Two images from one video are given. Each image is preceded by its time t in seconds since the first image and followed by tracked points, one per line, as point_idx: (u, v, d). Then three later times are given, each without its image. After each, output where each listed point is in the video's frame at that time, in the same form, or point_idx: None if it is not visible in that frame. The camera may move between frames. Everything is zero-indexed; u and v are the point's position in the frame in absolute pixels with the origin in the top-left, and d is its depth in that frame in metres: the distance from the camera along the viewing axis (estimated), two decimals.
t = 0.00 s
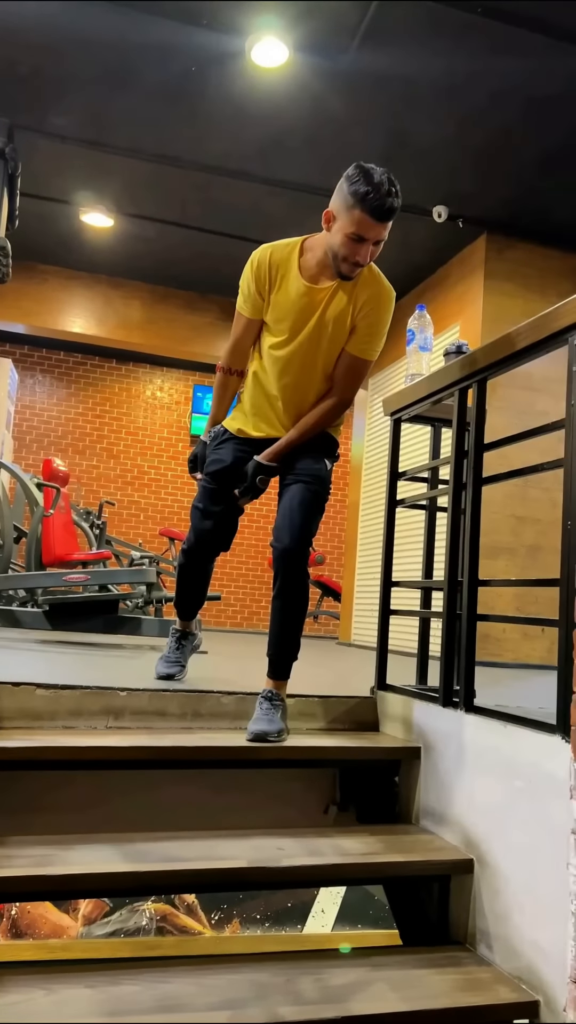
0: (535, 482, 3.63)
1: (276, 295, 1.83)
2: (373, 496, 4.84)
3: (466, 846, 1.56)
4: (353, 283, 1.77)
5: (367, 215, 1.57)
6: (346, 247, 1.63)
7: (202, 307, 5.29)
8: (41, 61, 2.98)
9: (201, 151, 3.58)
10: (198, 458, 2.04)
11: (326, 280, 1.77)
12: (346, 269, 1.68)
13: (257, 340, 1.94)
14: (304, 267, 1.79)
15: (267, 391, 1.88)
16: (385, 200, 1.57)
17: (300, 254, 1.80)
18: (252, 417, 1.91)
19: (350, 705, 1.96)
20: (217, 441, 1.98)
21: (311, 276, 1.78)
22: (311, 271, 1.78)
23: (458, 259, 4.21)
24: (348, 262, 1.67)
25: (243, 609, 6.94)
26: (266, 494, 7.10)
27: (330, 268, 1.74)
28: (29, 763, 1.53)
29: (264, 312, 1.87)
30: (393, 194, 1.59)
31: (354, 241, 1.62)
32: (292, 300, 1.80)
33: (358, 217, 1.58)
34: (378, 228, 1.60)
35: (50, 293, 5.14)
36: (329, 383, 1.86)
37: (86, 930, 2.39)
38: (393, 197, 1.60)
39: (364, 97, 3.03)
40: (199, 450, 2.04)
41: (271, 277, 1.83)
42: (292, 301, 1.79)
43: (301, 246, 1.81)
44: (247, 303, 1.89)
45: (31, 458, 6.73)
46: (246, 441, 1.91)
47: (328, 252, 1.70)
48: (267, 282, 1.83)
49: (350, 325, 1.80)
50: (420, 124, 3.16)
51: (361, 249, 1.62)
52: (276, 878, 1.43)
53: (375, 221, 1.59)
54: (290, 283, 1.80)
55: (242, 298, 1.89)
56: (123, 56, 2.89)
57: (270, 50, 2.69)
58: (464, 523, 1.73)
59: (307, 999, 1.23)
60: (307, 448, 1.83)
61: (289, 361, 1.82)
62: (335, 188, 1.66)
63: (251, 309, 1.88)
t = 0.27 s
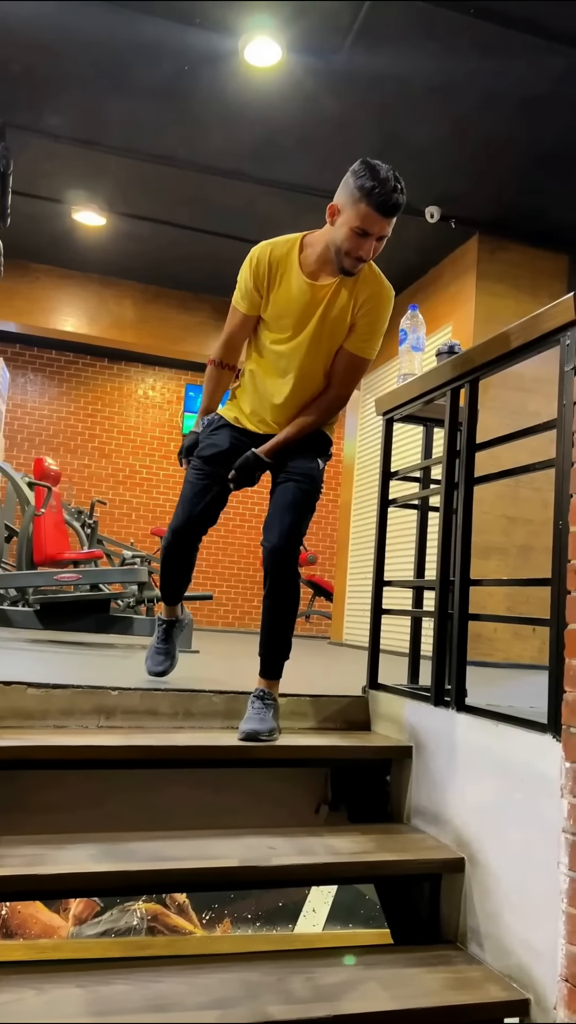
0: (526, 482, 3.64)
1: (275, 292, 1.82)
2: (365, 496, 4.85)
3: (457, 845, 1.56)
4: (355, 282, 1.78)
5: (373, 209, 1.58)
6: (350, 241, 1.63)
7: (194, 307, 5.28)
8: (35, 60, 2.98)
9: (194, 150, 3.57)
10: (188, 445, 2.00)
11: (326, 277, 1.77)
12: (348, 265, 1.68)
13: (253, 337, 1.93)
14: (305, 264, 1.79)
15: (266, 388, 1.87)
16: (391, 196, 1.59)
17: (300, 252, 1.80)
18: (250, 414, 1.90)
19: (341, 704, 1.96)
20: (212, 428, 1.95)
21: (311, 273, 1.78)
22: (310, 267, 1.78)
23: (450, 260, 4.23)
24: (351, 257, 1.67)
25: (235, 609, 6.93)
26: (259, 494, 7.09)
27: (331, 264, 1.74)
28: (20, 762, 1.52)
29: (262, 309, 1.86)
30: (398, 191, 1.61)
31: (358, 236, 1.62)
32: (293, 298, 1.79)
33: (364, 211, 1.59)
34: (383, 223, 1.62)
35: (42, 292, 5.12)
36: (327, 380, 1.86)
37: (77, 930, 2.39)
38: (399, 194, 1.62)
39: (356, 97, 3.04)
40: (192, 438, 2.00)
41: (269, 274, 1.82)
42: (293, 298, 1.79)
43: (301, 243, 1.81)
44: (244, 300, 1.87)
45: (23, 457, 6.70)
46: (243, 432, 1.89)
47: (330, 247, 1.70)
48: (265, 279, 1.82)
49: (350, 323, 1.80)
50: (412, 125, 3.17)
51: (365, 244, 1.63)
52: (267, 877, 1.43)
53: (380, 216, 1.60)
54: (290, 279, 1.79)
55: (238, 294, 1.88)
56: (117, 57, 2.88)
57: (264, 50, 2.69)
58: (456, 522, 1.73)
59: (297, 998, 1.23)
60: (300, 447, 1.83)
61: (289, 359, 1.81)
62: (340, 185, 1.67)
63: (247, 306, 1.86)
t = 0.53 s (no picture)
0: (518, 482, 3.65)
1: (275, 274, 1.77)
2: (358, 495, 4.85)
3: (450, 844, 1.56)
4: (359, 267, 1.75)
5: (386, 182, 1.60)
6: (361, 215, 1.63)
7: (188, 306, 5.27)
8: (27, 59, 2.98)
9: (187, 148, 3.57)
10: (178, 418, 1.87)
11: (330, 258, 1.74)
12: (356, 240, 1.67)
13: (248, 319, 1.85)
14: (307, 244, 1.74)
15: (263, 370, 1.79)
16: (402, 170, 1.61)
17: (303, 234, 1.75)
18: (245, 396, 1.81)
19: (334, 704, 1.96)
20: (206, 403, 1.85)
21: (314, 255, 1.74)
22: (315, 249, 1.74)
23: (443, 260, 4.23)
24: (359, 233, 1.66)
25: (227, 609, 6.92)
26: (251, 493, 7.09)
27: (337, 243, 1.72)
28: (11, 760, 1.51)
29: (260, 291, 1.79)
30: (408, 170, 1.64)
31: (369, 209, 1.62)
32: (296, 279, 1.74)
33: (377, 183, 1.60)
34: (394, 198, 1.63)
35: (34, 290, 5.10)
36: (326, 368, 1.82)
37: (69, 929, 2.38)
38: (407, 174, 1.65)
39: (350, 96, 3.04)
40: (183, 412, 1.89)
41: (271, 254, 1.75)
42: (297, 280, 1.74)
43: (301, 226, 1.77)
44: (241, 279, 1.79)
45: (14, 455, 6.68)
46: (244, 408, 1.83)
47: (337, 224, 1.69)
48: (267, 259, 1.76)
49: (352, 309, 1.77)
50: (406, 124, 3.17)
51: (375, 217, 1.63)
52: (260, 875, 1.42)
53: (391, 189, 1.62)
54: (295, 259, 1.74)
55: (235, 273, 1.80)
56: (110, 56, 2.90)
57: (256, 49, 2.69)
58: (449, 521, 1.73)
59: (290, 996, 1.23)
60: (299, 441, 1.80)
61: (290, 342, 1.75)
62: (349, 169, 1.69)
63: (244, 286, 1.79)
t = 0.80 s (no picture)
0: (512, 481, 3.65)
1: (276, 263, 1.72)
2: (353, 494, 4.85)
3: (445, 843, 1.55)
4: (358, 261, 1.75)
5: (394, 176, 1.60)
6: (367, 207, 1.61)
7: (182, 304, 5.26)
8: (19, 54, 2.96)
9: (181, 145, 3.56)
10: (176, 405, 1.73)
11: (331, 253, 1.72)
12: (360, 234, 1.66)
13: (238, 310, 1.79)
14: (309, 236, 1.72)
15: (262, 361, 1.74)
16: (408, 167, 1.62)
17: (304, 226, 1.72)
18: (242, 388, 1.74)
19: (329, 702, 1.96)
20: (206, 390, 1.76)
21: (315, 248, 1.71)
22: (317, 241, 1.72)
23: (437, 259, 4.24)
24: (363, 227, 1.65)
25: (221, 608, 6.91)
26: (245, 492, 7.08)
27: (340, 238, 1.71)
28: (4, 759, 1.51)
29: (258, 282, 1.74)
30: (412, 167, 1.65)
31: (376, 202, 1.61)
32: (299, 270, 1.71)
33: (385, 177, 1.60)
34: (399, 194, 1.63)
35: (28, 288, 5.08)
36: (320, 362, 1.82)
37: (62, 928, 2.37)
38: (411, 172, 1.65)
39: (345, 95, 3.04)
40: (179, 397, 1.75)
41: (273, 244, 1.71)
42: (301, 270, 1.70)
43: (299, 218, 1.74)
44: (238, 264, 1.71)
45: (7, 454, 6.66)
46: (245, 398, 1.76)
47: (341, 218, 1.67)
48: (268, 248, 1.71)
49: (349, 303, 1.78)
50: (400, 122, 3.17)
51: (381, 212, 1.62)
52: (255, 873, 1.42)
53: (397, 185, 1.62)
54: (299, 251, 1.71)
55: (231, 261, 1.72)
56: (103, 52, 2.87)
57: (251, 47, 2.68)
58: (444, 519, 1.73)
59: (285, 995, 1.23)
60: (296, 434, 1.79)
61: (294, 333, 1.72)
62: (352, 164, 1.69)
63: (241, 272, 1.71)
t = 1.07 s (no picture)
0: (507, 481, 3.66)
1: (270, 281, 1.64)
2: (347, 494, 4.85)
3: (441, 843, 1.55)
4: (345, 283, 1.73)
5: (390, 199, 1.54)
6: (362, 230, 1.55)
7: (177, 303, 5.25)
8: (13, 53, 2.95)
9: (176, 143, 3.55)
10: (167, 437, 1.57)
11: (320, 273, 1.65)
12: (353, 258, 1.60)
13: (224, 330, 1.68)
14: (301, 254, 1.64)
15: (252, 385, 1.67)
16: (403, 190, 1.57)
17: (292, 243, 1.64)
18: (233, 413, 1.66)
19: (324, 702, 1.96)
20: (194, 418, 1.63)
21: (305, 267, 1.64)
22: (306, 260, 1.64)
23: (432, 259, 4.24)
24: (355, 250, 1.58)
25: (215, 608, 6.91)
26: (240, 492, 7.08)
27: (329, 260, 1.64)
28: None
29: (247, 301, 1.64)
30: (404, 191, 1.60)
31: (371, 225, 1.56)
32: (294, 290, 1.64)
33: (381, 200, 1.54)
34: (393, 218, 1.58)
35: (22, 286, 5.07)
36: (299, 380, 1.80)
37: (56, 929, 2.36)
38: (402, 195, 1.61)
39: (340, 94, 3.03)
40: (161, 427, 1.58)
41: (265, 261, 1.62)
42: (295, 290, 1.64)
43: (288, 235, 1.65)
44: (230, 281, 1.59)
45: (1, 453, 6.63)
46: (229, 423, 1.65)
47: (332, 238, 1.60)
48: (260, 266, 1.61)
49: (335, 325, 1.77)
50: (395, 122, 3.17)
51: (375, 235, 1.57)
52: (250, 873, 1.41)
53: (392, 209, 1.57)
54: (292, 269, 1.64)
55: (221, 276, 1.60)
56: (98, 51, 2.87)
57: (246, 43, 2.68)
58: (439, 518, 1.72)
59: (280, 996, 1.22)
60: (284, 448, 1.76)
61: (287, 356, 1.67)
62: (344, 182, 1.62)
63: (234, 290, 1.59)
